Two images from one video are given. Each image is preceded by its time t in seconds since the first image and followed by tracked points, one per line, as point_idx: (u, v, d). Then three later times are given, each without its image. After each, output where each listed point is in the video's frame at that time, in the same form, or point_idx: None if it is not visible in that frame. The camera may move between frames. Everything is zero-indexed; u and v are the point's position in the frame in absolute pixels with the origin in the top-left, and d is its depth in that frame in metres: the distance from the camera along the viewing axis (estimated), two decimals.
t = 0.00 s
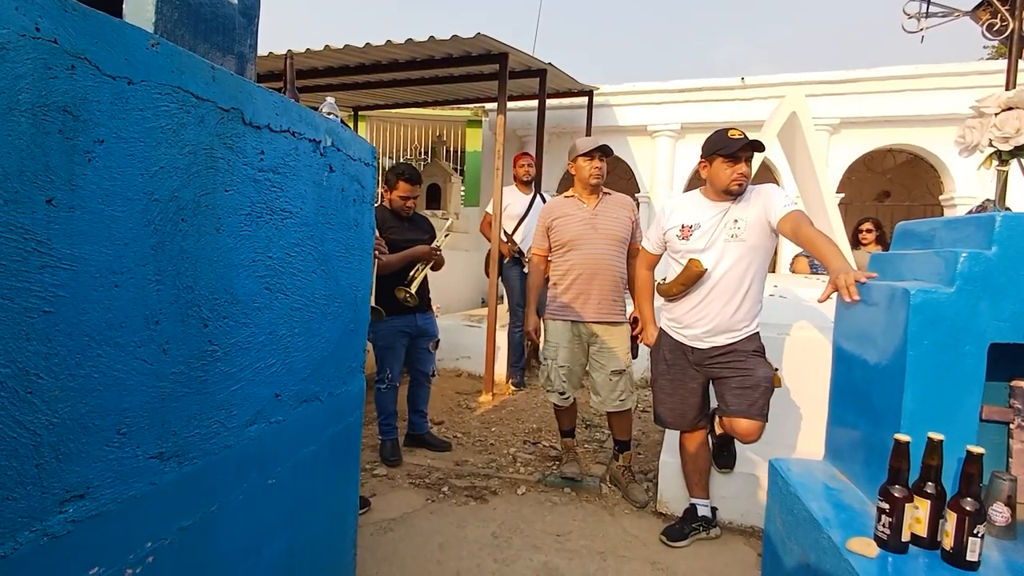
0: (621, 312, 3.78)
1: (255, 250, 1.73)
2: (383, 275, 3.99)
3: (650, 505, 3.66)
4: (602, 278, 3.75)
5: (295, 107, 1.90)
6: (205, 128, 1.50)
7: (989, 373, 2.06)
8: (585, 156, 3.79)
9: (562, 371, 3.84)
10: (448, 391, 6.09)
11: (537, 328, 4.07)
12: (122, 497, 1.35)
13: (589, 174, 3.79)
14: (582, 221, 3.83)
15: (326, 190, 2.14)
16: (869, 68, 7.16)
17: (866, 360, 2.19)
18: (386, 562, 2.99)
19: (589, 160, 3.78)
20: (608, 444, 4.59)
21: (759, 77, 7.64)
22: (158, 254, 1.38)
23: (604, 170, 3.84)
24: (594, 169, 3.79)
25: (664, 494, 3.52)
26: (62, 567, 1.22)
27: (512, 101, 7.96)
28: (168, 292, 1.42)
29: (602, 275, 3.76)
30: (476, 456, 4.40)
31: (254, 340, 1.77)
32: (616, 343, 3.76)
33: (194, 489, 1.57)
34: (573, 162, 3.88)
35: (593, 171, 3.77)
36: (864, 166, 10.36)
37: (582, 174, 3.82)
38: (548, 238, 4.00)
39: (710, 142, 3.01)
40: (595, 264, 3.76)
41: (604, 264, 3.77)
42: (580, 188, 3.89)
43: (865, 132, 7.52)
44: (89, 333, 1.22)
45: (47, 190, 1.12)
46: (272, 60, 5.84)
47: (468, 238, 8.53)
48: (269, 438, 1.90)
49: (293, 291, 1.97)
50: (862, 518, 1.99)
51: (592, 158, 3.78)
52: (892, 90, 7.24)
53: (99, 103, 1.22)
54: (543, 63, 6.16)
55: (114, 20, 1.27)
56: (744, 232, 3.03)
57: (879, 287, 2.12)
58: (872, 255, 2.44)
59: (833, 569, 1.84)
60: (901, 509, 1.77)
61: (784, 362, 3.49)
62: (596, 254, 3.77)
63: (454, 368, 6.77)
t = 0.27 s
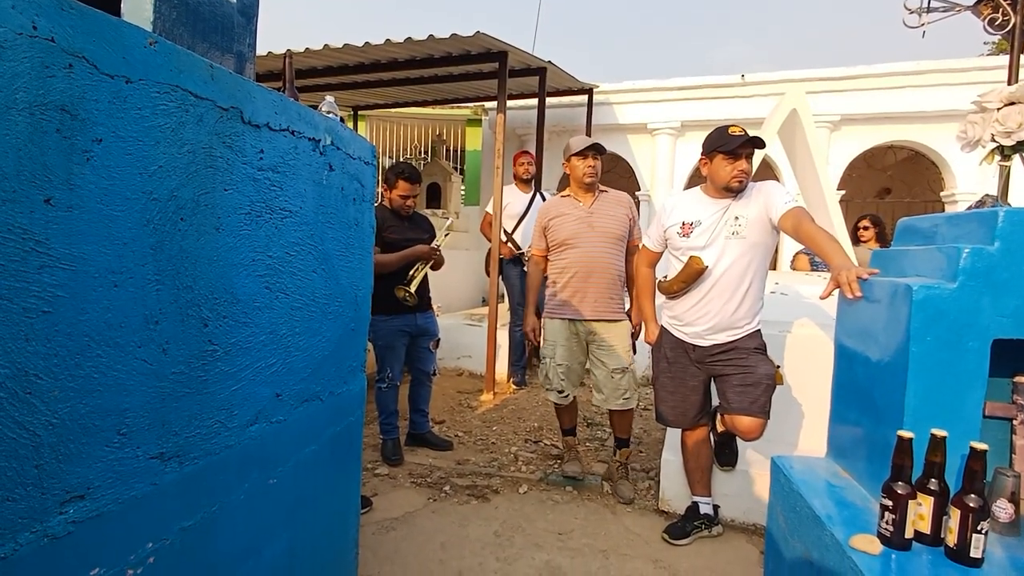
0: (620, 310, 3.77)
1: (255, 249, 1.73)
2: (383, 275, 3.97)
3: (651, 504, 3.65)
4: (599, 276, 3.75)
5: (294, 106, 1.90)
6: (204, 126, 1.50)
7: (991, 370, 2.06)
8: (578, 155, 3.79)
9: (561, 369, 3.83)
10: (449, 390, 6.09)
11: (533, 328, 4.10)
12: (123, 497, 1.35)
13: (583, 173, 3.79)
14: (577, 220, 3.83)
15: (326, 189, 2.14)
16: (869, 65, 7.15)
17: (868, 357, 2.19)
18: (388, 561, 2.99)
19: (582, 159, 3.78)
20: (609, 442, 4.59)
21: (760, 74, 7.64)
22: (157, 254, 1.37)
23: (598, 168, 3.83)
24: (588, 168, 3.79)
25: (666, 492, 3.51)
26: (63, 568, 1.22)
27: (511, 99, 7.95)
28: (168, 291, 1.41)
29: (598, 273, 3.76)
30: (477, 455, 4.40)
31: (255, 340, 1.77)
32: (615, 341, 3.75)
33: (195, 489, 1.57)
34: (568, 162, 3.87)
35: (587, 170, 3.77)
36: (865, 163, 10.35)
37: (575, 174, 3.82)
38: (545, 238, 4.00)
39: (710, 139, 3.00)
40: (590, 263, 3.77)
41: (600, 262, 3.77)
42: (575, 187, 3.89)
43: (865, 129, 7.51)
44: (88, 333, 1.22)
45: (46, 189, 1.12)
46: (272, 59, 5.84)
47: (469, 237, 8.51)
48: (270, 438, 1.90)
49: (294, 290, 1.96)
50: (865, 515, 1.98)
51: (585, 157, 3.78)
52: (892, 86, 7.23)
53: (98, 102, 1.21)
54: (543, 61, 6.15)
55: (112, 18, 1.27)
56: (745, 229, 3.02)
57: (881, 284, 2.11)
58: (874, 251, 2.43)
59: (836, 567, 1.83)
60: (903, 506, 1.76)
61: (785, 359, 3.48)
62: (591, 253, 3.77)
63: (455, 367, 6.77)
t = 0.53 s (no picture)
0: (620, 309, 3.77)
1: (254, 249, 1.72)
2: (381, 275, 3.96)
3: (650, 504, 3.65)
4: (598, 276, 3.75)
5: (293, 106, 1.89)
6: (202, 127, 1.49)
7: (992, 369, 2.05)
8: (577, 154, 3.79)
9: (561, 369, 3.83)
10: (449, 390, 6.09)
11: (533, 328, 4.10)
12: (122, 498, 1.34)
13: (582, 172, 3.79)
14: (577, 219, 3.82)
15: (325, 189, 2.13)
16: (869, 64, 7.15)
17: (868, 356, 2.18)
18: (387, 562, 2.98)
19: (581, 158, 3.78)
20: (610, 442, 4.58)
21: (760, 73, 7.63)
22: (155, 255, 1.37)
23: (597, 167, 3.82)
24: (587, 167, 3.78)
25: (666, 492, 3.51)
26: (62, 569, 1.22)
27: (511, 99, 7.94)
28: (166, 292, 1.41)
29: (598, 272, 3.75)
30: (477, 455, 4.40)
31: (254, 340, 1.76)
32: (614, 341, 3.75)
33: (195, 490, 1.56)
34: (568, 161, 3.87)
35: (586, 169, 3.76)
36: (865, 162, 10.35)
37: (575, 172, 3.81)
38: (546, 237, 3.99)
39: (710, 138, 2.99)
40: (591, 262, 3.76)
41: (599, 261, 3.77)
42: (575, 186, 3.88)
43: (865, 128, 7.51)
44: (86, 334, 1.21)
45: (43, 190, 1.11)
46: (271, 59, 5.83)
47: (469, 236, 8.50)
48: (269, 439, 1.89)
49: (293, 290, 1.96)
50: (865, 515, 1.98)
51: (584, 156, 3.77)
52: (892, 85, 7.23)
53: (95, 102, 1.21)
54: (543, 61, 6.14)
55: (109, 18, 1.26)
56: (745, 228, 3.02)
57: (881, 283, 2.10)
58: (874, 251, 2.43)
59: (837, 567, 1.83)
60: (904, 506, 1.76)
61: (785, 359, 3.47)
62: (590, 252, 3.77)
63: (455, 366, 6.77)
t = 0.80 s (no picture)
0: (619, 309, 3.77)
1: (252, 250, 1.72)
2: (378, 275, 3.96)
3: (650, 504, 3.64)
4: (598, 275, 3.75)
5: (291, 106, 1.89)
6: (200, 127, 1.49)
7: (991, 369, 2.05)
8: (576, 154, 3.78)
9: (561, 369, 3.83)
10: (449, 389, 6.09)
11: (534, 327, 4.08)
12: (119, 499, 1.34)
13: (580, 173, 3.79)
14: (577, 219, 3.82)
15: (323, 190, 2.13)
16: (868, 63, 7.15)
17: (868, 357, 2.18)
18: (387, 561, 2.98)
19: (580, 159, 3.77)
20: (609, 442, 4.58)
21: (760, 73, 7.63)
22: (153, 255, 1.36)
23: (595, 168, 3.80)
24: (585, 168, 3.78)
25: (666, 492, 3.51)
26: (59, 571, 1.21)
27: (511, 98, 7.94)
28: (163, 293, 1.41)
29: (597, 272, 3.75)
30: (477, 454, 4.40)
31: (252, 341, 1.76)
32: (614, 340, 3.75)
33: (192, 491, 1.56)
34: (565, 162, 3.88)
35: (583, 170, 3.76)
36: (865, 162, 10.34)
37: (573, 173, 3.81)
38: (545, 237, 3.99)
39: (709, 138, 2.99)
40: (590, 262, 3.76)
41: (599, 261, 3.77)
42: (574, 186, 3.87)
43: (865, 128, 7.50)
44: (83, 335, 1.21)
45: (39, 191, 1.11)
46: (271, 58, 5.82)
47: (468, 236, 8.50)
48: (267, 439, 1.89)
49: (291, 291, 1.95)
50: (864, 515, 1.98)
51: (583, 156, 3.77)
52: (892, 85, 7.22)
53: (91, 103, 1.20)
54: (543, 60, 6.14)
55: (106, 18, 1.26)
56: (744, 229, 3.01)
57: (880, 283, 2.10)
58: (873, 251, 2.42)
59: (835, 568, 1.83)
60: (903, 507, 1.76)
61: (784, 359, 3.48)
62: (590, 252, 3.76)
63: (455, 366, 6.77)
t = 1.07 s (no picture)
0: (620, 307, 3.76)
1: (251, 246, 1.71)
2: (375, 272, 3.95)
3: (651, 502, 3.64)
4: (598, 273, 3.74)
5: (290, 102, 1.88)
6: (198, 123, 1.48)
7: (995, 366, 2.04)
8: (575, 153, 3.77)
9: (561, 367, 3.82)
10: (449, 387, 6.08)
11: (535, 325, 4.08)
12: (117, 497, 1.33)
13: (579, 171, 3.78)
14: (578, 217, 3.81)
15: (323, 186, 2.12)
16: (870, 60, 7.13)
17: (870, 354, 2.17)
18: (387, 559, 2.98)
19: (579, 157, 3.76)
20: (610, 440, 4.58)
21: (761, 70, 7.62)
22: (151, 251, 1.35)
23: (595, 167, 3.79)
24: (584, 167, 3.77)
25: (667, 490, 3.50)
26: (56, 569, 1.20)
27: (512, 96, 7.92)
28: (162, 289, 1.40)
29: (598, 270, 3.74)
30: (478, 453, 4.39)
31: (251, 338, 1.75)
32: (614, 338, 3.74)
33: (191, 488, 1.55)
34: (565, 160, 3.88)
35: (583, 169, 3.75)
36: (866, 159, 10.32)
37: (573, 171, 3.80)
38: (546, 234, 3.98)
39: (710, 135, 2.97)
40: (591, 260, 3.76)
41: (600, 259, 3.76)
42: (574, 184, 3.86)
43: (867, 125, 7.48)
44: (80, 331, 1.20)
45: (35, 186, 1.10)
46: (271, 56, 5.81)
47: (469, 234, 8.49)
48: (267, 437, 1.88)
49: (290, 288, 1.95)
50: (866, 513, 1.97)
51: (583, 155, 3.76)
52: (894, 82, 7.20)
53: (88, 97, 1.19)
54: (543, 58, 6.12)
55: (102, 12, 1.25)
56: (745, 226, 3.00)
57: (883, 280, 2.09)
58: (876, 248, 2.41)
59: (838, 565, 1.82)
60: (906, 504, 1.75)
61: (786, 357, 3.48)
62: (591, 250, 3.76)
63: (455, 364, 6.76)
